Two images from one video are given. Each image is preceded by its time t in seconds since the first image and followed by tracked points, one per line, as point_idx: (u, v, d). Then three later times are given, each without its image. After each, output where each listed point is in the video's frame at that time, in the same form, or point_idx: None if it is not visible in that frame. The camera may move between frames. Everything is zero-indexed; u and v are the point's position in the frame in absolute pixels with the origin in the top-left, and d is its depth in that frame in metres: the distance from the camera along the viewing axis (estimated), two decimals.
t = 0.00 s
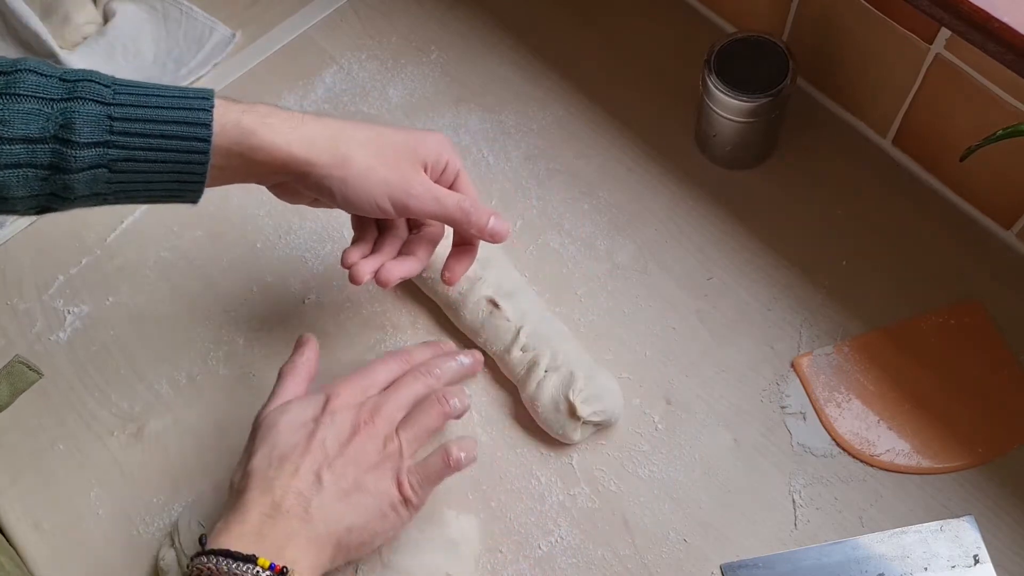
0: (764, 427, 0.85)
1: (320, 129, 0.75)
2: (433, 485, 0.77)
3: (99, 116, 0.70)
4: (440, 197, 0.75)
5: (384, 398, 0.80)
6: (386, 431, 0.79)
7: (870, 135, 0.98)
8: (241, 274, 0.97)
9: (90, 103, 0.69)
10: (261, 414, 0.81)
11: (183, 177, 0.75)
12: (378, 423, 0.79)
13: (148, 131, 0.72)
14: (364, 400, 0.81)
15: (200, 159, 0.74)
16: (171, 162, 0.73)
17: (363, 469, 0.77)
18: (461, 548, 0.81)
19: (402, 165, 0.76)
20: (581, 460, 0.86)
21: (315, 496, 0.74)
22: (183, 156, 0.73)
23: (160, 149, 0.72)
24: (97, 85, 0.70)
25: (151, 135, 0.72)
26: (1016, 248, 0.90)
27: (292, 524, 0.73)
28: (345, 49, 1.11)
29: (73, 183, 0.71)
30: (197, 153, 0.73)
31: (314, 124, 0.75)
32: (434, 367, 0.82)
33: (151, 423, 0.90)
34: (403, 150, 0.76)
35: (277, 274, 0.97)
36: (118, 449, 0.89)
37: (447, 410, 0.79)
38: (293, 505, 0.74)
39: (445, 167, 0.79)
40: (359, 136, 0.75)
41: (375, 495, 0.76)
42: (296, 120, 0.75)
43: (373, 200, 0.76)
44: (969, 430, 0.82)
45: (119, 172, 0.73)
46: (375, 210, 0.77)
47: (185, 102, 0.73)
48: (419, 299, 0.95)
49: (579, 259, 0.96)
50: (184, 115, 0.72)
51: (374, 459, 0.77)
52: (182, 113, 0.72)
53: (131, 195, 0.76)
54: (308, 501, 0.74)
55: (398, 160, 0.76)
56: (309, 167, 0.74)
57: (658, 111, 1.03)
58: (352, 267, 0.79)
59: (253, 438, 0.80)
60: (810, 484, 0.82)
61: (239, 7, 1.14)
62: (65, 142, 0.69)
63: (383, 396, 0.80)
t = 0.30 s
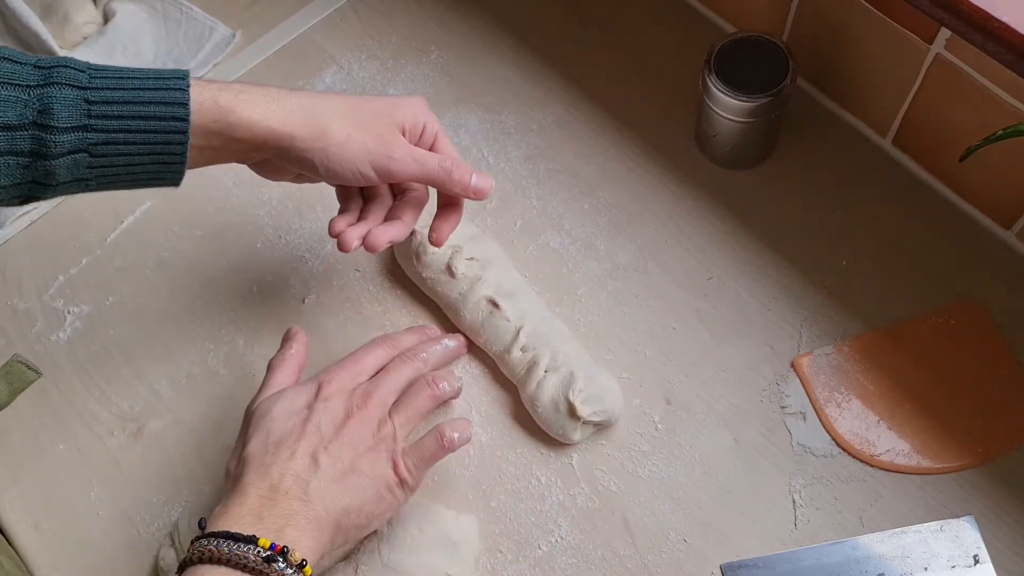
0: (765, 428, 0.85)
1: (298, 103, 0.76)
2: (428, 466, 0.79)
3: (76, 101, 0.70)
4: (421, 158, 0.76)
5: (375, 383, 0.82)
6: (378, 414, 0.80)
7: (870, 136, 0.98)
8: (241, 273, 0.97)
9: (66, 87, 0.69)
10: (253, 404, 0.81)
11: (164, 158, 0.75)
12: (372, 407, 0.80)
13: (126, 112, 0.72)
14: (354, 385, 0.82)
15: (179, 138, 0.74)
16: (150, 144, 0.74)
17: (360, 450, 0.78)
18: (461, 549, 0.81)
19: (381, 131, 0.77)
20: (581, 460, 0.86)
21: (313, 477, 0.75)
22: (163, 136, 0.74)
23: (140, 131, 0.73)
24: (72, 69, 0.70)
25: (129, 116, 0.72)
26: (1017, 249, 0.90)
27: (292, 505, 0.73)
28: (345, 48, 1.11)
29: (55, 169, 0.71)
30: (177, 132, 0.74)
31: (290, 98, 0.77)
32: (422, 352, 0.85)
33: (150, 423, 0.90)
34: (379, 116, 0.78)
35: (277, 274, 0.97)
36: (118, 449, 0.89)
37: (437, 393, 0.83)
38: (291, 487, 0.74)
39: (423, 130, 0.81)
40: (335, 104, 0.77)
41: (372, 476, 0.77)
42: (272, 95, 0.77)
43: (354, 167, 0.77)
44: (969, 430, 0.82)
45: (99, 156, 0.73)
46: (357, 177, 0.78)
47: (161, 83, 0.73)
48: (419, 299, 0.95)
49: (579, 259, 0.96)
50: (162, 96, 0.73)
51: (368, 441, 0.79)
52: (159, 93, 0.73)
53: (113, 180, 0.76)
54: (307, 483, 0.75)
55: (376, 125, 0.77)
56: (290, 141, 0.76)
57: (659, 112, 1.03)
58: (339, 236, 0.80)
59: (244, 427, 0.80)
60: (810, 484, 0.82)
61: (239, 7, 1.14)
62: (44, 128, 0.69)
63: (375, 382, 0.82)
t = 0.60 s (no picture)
0: (764, 428, 0.85)
1: (287, 105, 0.77)
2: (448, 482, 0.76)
3: (65, 102, 0.70)
4: (409, 159, 0.76)
5: (395, 396, 0.80)
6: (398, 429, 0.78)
7: (870, 136, 0.98)
8: (241, 274, 0.97)
9: (54, 89, 0.70)
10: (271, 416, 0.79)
11: (153, 160, 0.76)
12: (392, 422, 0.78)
13: (114, 113, 0.72)
14: (374, 398, 0.80)
15: (168, 139, 0.74)
16: (139, 145, 0.74)
17: (378, 466, 0.75)
18: (461, 548, 0.81)
19: (367, 132, 0.78)
20: (581, 460, 0.86)
21: (331, 493, 0.73)
22: (152, 137, 0.74)
23: (129, 131, 0.73)
24: (61, 71, 0.71)
25: (117, 117, 0.72)
26: (1017, 249, 0.90)
27: (309, 521, 0.70)
28: (345, 49, 1.11)
29: (44, 170, 0.71)
30: (165, 133, 0.74)
31: (279, 100, 0.77)
32: (442, 368, 0.83)
33: (150, 423, 0.90)
34: (368, 116, 0.78)
35: (277, 274, 0.97)
36: (118, 449, 0.89)
37: (458, 409, 0.81)
38: (309, 502, 0.72)
39: (410, 131, 0.81)
40: (322, 105, 0.77)
41: (391, 494, 0.74)
42: (260, 96, 0.77)
43: (341, 167, 0.77)
44: (970, 430, 0.82)
45: (89, 157, 0.73)
46: (344, 179, 0.79)
47: (149, 85, 0.73)
48: (419, 299, 0.95)
49: (579, 259, 0.96)
50: (151, 97, 0.73)
51: (387, 457, 0.76)
52: (147, 94, 0.73)
53: (102, 182, 0.76)
54: (325, 499, 0.72)
55: (364, 126, 0.78)
56: (279, 142, 0.77)
57: (659, 111, 1.03)
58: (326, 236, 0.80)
59: (262, 439, 0.78)
60: (810, 484, 0.82)
61: (239, 7, 1.14)
62: (33, 129, 0.69)
63: (394, 396, 0.80)
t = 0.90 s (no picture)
0: (764, 427, 0.85)
1: (291, 129, 0.76)
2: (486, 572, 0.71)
3: (70, 118, 0.71)
4: (411, 190, 0.76)
5: (442, 473, 0.73)
6: (440, 515, 0.71)
7: (870, 135, 0.98)
8: (241, 274, 0.97)
9: (60, 104, 0.70)
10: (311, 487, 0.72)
11: (158, 178, 0.75)
12: (436, 506, 0.71)
13: (120, 131, 0.73)
14: (419, 473, 0.73)
15: (173, 159, 0.74)
16: (143, 163, 0.74)
17: (419, 551, 0.69)
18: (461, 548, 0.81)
19: (370, 162, 0.77)
20: (582, 461, 0.86)
21: None
22: (156, 156, 0.74)
23: (133, 149, 0.73)
24: (68, 87, 0.71)
25: (122, 135, 0.73)
26: (1016, 248, 0.90)
27: None
28: (346, 49, 1.11)
29: (47, 185, 0.72)
30: (170, 153, 0.74)
31: (284, 122, 0.76)
32: (493, 445, 0.76)
33: (150, 424, 0.90)
34: (373, 144, 0.78)
35: (277, 274, 0.97)
36: (118, 449, 0.89)
37: (504, 493, 0.73)
38: None
39: (416, 160, 0.81)
40: (327, 133, 0.77)
41: None
42: (266, 119, 0.77)
43: (341, 194, 0.77)
44: (969, 430, 0.82)
45: (92, 173, 0.74)
46: (345, 204, 0.78)
47: (155, 103, 0.74)
48: (419, 300, 0.95)
49: (579, 259, 0.96)
50: (156, 116, 0.73)
51: (428, 539, 0.70)
52: (153, 112, 0.73)
53: (106, 198, 0.76)
54: None
55: (368, 155, 0.77)
56: (281, 165, 0.76)
57: (658, 111, 1.03)
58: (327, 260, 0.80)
59: (300, 511, 0.71)
60: (809, 484, 0.82)
61: (239, 6, 1.14)
62: (37, 144, 0.69)
63: (443, 473, 0.73)
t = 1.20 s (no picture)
0: (764, 427, 0.85)
1: (298, 141, 0.76)
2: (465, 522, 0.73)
3: (78, 128, 0.71)
4: (418, 201, 0.76)
5: (411, 433, 0.75)
6: (413, 470, 0.74)
7: (869, 135, 0.98)
8: (241, 274, 0.97)
9: (69, 114, 0.71)
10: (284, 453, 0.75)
11: (164, 188, 0.76)
12: (407, 462, 0.74)
13: (128, 141, 0.73)
14: (389, 435, 0.75)
15: (179, 169, 0.75)
16: (150, 172, 0.75)
17: (393, 508, 0.71)
18: (461, 548, 0.80)
19: (377, 173, 0.77)
20: (581, 460, 0.86)
21: (344, 539, 0.68)
22: (163, 166, 0.74)
23: (141, 159, 0.74)
24: (76, 96, 0.72)
25: (130, 145, 0.73)
26: (1016, 249, 0.90)
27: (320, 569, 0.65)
28: (346, 48, 1.11)
29: (54, 195, 0.72)
30: (177, 163, 0.75)
31: (291, 133, 0.76)
32: (461, 400, 0.79)
33: (150, 424, 0.90)
34: (380, 155, 0.78)
35: (278, 274, 0.97)
36: (118, 449, 0.89)
37: (474, 447, 0.76)
38: (321, 548, 0.67)
39: (423, 171, 0.81)
40: (335, 145, 0.77)
41: (404, 537, 0.70)
42: (273, 129, 0.77)
43: (349, 205, 0.77)
44: (969, 430, 0.82)
45: (99, 182, 0.74)
46: (352, 216, 0.78)
47: (163, 113, 0.74)
48: (419, 300, 0.95)
49: (579, 259, 0.96)
50: (164, 126, 0.74)
51: (402, 497, 0.72)
52: (161, 123, 0.73)
53: (112, 207, 0.77)
54: (337, 547, 0.67)
55: (375, 167, 0.77)
56: (288, 175, 0.76)
57: (658, 111, 1.03)
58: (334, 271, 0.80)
59: (275, 477, 0.73)
60: (809, 484, 0.82)
61: (239, 7, 1.14)
62: (45, 153, 0.70)
63: (411, 430, 0.76)
